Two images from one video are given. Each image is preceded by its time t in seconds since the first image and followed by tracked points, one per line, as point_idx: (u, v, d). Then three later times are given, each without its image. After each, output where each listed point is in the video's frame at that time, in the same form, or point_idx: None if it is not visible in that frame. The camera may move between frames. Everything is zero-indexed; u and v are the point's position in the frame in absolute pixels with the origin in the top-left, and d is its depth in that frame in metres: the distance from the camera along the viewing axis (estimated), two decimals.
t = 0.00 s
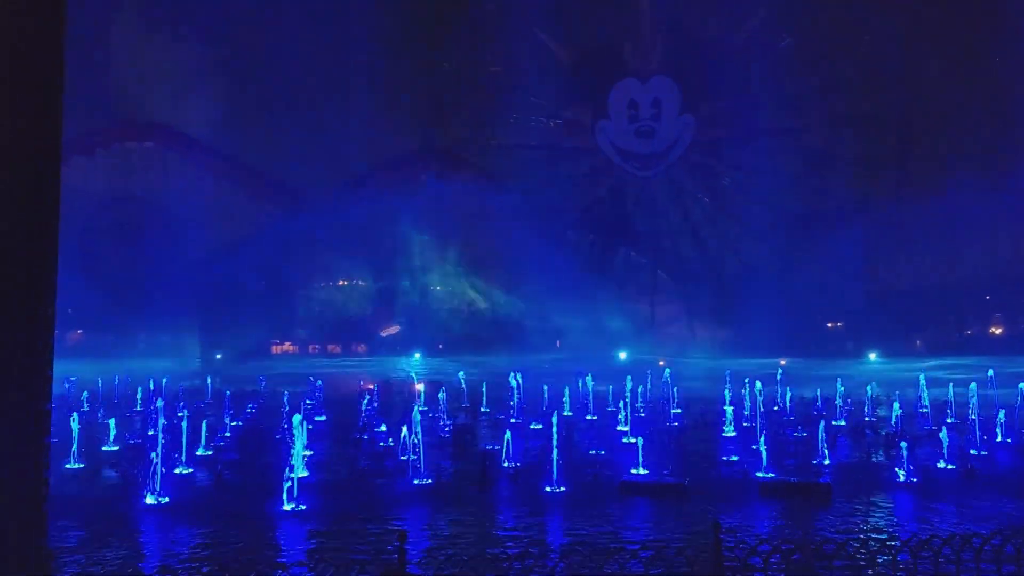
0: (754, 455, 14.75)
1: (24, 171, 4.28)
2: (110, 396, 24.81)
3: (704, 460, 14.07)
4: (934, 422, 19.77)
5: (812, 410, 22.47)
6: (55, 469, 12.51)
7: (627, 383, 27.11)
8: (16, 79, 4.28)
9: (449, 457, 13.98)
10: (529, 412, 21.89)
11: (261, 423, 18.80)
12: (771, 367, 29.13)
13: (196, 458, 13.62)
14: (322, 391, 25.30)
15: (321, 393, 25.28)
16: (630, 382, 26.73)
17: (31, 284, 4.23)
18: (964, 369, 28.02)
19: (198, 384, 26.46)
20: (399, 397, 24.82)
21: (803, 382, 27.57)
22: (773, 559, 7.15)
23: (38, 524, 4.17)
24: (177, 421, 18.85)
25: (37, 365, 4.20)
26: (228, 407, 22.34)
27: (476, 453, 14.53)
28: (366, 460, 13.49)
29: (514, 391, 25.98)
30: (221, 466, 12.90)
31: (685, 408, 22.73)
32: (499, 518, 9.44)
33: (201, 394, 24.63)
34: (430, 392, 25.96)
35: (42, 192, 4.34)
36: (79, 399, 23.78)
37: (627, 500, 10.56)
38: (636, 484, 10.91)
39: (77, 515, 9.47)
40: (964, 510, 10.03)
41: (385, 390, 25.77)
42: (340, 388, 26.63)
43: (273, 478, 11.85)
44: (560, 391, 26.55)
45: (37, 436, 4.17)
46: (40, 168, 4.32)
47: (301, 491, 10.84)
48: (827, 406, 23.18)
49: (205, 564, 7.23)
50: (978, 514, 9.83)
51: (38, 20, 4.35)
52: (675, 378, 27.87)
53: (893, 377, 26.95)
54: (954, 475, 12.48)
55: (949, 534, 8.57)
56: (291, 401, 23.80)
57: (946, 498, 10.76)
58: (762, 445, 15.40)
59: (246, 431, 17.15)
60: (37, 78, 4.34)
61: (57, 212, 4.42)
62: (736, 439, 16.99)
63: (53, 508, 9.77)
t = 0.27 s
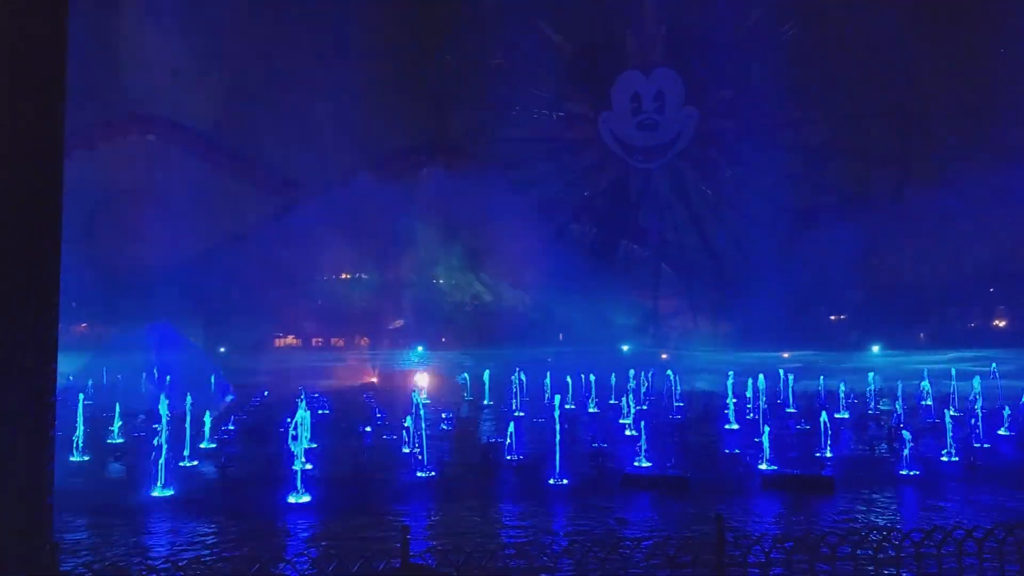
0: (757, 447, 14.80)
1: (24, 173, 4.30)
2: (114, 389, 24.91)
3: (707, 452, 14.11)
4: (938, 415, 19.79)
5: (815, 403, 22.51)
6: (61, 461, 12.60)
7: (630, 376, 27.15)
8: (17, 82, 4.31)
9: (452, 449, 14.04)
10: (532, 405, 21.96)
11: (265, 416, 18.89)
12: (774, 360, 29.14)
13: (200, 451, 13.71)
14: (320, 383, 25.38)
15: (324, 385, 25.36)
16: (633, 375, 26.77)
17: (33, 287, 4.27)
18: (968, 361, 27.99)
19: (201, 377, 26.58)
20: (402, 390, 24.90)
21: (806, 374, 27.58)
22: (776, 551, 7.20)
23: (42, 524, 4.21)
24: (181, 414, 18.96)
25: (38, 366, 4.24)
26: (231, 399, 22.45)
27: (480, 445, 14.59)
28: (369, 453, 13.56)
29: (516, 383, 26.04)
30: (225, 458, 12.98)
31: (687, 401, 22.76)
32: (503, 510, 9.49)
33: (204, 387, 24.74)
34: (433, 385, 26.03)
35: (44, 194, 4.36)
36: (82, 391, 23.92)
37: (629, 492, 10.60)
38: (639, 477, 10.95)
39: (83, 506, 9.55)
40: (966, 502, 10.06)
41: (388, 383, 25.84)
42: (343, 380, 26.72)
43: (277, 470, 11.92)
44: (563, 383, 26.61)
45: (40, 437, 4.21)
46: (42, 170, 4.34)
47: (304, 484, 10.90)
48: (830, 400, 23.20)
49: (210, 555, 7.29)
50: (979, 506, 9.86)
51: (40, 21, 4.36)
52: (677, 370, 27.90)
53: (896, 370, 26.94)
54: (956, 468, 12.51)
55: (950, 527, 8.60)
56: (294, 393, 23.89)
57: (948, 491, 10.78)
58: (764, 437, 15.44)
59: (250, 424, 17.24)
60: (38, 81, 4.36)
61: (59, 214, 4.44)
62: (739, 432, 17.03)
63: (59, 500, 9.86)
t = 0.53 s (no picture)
0: (762, 440, 14.81)
1: (31, 172, 4.31)
2: (121, 382, 25.01)
3: (713, 445, 14.14)
4: (944, 407, 19.77)
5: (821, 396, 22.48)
6: (69, 454, 12.69)
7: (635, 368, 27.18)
8: (25, 80, 4.33)
9: (458, 442, 14.11)
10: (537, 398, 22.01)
11: (271, 408, 18.97)
12: (780, 353, 29.15)
13: (208, 443, 13.79)
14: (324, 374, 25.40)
15: (329, 378, 25.45)
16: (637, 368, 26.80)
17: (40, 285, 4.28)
18: (975, 354, 27.92)
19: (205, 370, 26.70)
20: (407, 384, 24.99)
21: (811, 367, 27.53)
22: (782, 544, 7.21)
23: (49, 522, 4.22)
24: (186, 406, 19.00)
25: (48, 360, 4.25)
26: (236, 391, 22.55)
27: (486, 437, 14.62)
28: (376, 445, 13.63)
29: (523, 376, 26.11)
30: (234, 450, 13.06)
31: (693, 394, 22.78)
32: (509, 502, 9.53)
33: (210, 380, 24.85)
34: (439, 378, 26.10)
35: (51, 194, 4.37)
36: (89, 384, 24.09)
37: (634, 484, 10.66)
38: (644, 470, 11.01)
39: (93, 498, 9.65)
40: (972, 495, 10.07)
41: (393, 377, 25.93)
42: (348, 373, 26.79)
43: (284, 463, 12.00)
44: (568, 375, 26.66)
45: (47, 435, 4.21)
46: (50, 168, 4.35)
47: (311, 476, 10.98)
48: (835, 392, 23.20)
49: (216, 548, 7.34)
50: (985, 499, 9.88)
51: (45, 19, 4.37)
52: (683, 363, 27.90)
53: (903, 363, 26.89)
54: (962, 460, 12.51)
55: (955, 519, 8.61)
56: (299, 386, 23.97)
57: (953, 483, 10.80)
58: (770, 430, 15.44)
59: (256, 416, 17.33)
60: (45, 80, 4.37)
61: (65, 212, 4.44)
62: (743, 424, 17.02)
63: (69, 492, 9.94)
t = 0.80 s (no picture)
0: (770, 434, 14.77)
1: (41, 166, 4.33)
2: (129, 377, 25.10)
3: (721, 439, 14.09)
4: (954, 401, 19.66)
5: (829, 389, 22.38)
6: (78, 448, 12.73)
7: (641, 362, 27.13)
8: (33, 74, 4.35)
9: (466, 436, 14.09)
10: (545, 392, 21.99)
11: (279, 402, 18.99)
12: (788, 347, 29.05)
13: (216, 438, 13.80)
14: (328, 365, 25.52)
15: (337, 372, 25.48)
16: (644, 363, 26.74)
17: (49, 279, 4.30)
18: (985, 348, 27.78)
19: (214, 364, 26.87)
20: (415, 378, 25.00)
21: (820, 361, 27.42)
22: (790, 537, 7.19)
23: (60, 520, 4.25)
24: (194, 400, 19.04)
25: (59, 353, 4.27)
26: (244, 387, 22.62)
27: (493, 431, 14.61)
28: (384, 439, 13.61)
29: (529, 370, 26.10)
30: (242, 445, 13.07)
31: (700, 388, 22.72)
32: (516, 496, 9.51)
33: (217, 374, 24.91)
34: (446, 372, 26.09)
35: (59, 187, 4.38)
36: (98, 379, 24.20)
37: (642, 479, 10.64)
38: (652, 464, 10.99)
39: (102, 492, 9.68)
40: (982, 489, 10.00)
41: (400, 372, 25.93)
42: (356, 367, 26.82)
43: (292, 457, 12.01)
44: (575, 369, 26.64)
45: (59, 432, 4.23)
46: (60, 161, 4.37)
47: (318, 470, 10.98)
48: (844, 386, 23.09)
49: (223, 542, 7.35)
50: (995, 493, 9.81)
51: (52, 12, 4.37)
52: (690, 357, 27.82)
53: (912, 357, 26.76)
54: (972, 455, 12.44)
55: (964, 513, 8.54)
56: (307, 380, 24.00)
57: (963, 478, 10.73)
58: (778, 424, 15.37)
59: (264, 410, 17.34)
60: (53, 74, 4.37)
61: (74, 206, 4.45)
62: (751, 418, 16.96)
63: (78, 486, 9.98)
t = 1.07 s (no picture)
0: (783, 430, 14.71)
1: (56, 163, 4.37)
2: (143, 373, 25.26)
3: (733, 435, 14.06)
4: (967, 397, 19.55)
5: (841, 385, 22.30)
6: (93, 443, 12.83)
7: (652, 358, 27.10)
8: (49, 72, 4.38)
9: (476, 432, 14.11)
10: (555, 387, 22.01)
11: (291, 398, 19.06)
12: (800, 343, 28.95)
13: (229, 433, 13.87)
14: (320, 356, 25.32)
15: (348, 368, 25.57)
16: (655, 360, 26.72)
17: (64, 276, 4.34)
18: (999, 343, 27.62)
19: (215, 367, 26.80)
20: (426, 374, 25.06)
21: (832, 357, 27.29)
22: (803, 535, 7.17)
23: (77, 517, 4.32)
24: (207, 396, 19.15)
25: (73, 351, 4.31)
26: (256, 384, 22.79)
27: (504, 427, 14.64)
28: (395, 434, 13.66)
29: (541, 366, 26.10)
30: (254, 440, 13.15)
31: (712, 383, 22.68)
32: (527, 492, 9.54)
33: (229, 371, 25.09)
34: (457, 368, 26.14)
35: (74, 184, 4.42)
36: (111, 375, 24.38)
37: (652, 474, 10.65)
38: (663, 460, 10.99)
39: (116, 487, 9.76)
40: (994, 486, 9.95)
41: (411, 368, 26.00)
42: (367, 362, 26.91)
43: (304, 452, 12.06)
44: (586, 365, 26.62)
45: (74, 428, 4.27)
46: (73, 157, 4.39)
47: (330, 465, 11.04)
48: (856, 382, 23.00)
49: (237, 536, 7.42)
50: (1008, 489, 9.76)
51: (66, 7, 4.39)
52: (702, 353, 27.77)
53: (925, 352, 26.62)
54: (984, 450, 12.38)
55: (977, 509, 8.51)
56: (319, 376, 24.12)
57: (976, 474, 10.69)
58: (790, 420, 15.33)
59: (275, 406, 17.41)
60: (67, 72, 4.40)
61: (89, 202, 4.49)
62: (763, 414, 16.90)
63: (94, 481, 10.07)
